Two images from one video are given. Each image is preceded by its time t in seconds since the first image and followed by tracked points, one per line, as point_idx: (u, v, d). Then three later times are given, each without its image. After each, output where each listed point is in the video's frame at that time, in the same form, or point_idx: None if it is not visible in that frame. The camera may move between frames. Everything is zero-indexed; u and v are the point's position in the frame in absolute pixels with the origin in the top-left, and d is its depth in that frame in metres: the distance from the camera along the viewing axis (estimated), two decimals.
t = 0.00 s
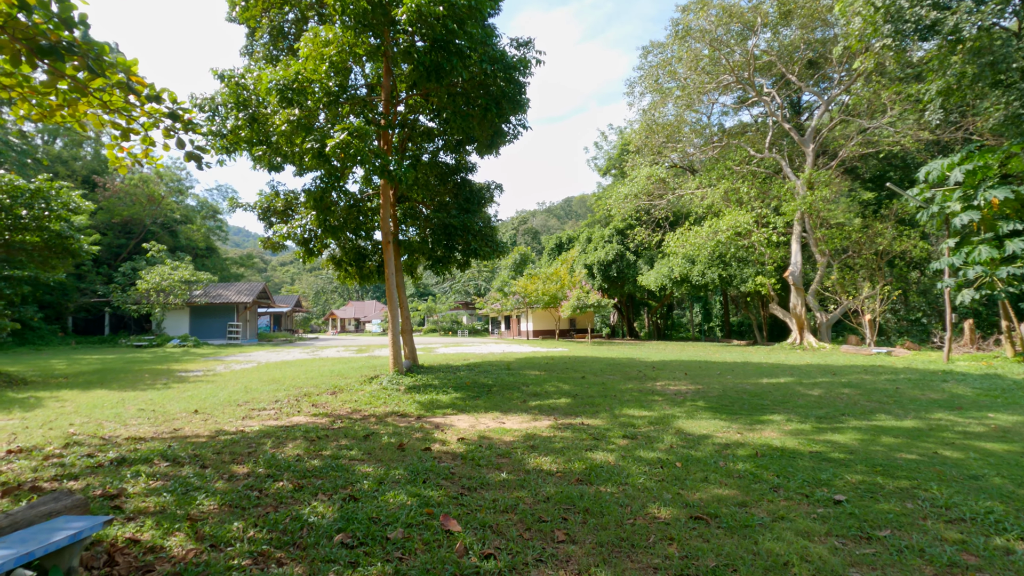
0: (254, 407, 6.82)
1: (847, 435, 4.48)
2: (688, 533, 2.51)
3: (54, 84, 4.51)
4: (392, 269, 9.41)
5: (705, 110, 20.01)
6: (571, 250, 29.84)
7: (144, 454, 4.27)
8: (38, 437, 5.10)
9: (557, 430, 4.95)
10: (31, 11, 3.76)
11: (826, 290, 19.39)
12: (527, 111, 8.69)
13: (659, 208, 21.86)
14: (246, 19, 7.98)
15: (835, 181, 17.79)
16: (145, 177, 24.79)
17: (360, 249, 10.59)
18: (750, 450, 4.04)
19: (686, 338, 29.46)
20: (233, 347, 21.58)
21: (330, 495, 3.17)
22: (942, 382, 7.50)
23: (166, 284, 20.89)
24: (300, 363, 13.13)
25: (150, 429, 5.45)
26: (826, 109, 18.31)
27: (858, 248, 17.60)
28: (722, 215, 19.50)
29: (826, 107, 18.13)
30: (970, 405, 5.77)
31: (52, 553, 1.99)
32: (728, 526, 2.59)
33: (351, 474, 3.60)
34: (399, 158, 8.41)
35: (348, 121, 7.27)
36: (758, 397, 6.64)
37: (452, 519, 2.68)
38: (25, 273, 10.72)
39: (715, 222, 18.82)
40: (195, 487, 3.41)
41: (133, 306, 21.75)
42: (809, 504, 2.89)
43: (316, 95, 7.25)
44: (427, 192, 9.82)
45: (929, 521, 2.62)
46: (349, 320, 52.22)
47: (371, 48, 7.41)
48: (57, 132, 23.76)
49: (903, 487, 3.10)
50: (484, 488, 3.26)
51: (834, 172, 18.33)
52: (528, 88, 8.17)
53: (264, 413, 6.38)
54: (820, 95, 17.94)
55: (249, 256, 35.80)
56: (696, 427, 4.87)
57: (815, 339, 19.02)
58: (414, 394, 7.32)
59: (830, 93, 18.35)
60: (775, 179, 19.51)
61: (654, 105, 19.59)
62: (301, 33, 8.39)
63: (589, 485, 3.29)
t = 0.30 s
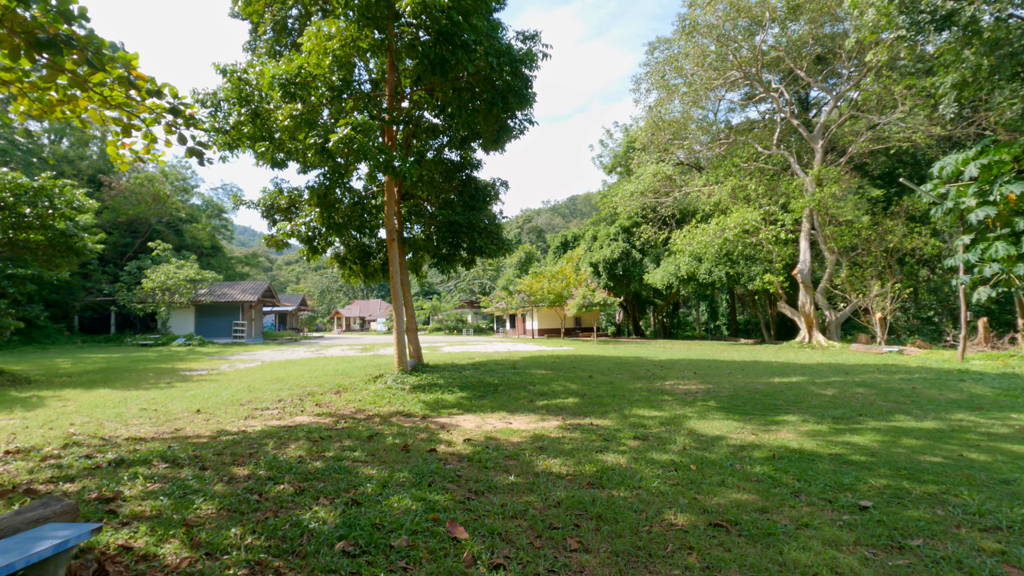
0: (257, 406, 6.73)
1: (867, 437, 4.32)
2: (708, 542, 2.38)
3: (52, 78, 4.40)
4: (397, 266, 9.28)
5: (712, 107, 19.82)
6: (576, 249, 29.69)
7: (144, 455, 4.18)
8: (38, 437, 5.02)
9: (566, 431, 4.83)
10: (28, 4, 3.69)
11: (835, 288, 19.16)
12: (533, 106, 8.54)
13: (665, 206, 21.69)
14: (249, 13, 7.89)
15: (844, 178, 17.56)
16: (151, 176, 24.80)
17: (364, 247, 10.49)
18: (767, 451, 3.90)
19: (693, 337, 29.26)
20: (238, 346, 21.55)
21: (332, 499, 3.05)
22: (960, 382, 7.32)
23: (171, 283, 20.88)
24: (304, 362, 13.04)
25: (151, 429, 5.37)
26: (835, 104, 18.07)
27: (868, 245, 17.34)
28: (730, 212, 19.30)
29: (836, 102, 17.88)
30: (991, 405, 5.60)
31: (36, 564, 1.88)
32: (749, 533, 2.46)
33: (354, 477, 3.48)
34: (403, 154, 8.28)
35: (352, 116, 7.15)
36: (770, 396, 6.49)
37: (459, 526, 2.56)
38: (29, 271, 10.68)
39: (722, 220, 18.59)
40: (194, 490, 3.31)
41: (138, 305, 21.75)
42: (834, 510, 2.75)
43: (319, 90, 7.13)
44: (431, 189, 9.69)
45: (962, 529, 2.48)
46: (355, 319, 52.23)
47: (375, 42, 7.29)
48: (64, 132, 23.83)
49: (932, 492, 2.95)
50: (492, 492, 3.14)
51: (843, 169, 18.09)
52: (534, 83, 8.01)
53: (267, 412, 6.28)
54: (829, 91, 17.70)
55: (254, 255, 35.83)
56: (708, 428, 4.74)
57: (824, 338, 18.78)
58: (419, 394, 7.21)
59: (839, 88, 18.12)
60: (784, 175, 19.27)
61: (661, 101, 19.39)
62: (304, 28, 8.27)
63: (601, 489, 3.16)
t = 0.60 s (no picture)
0: (258, 405, 6.60)
1: (888, 438, 4.15)
2: (728, 552, 2.22)
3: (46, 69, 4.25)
4: (400, 263, 9.11)
5: (719, 103, 19.56)
6: (581, 246, 29.50)
7: (139, 455, 4.06)
8: (33, 436, 4.91)
9: (574, 431, 4.68)
10: None
11: (845, 285, 18.90)
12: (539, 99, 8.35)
13: (672, 203, 21.45)
14: (250, 6, 7.74)
15: (854, 173, 17.29)
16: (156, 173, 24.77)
17: (368, 243, 10.36)
18: (785, 453, 3.73)
19: (699, 335, 29.04)
20: (242, 344, 21.49)
21: (330, 502, 2.92)
22: (978, 381, 7.11)
23: (176, 281, 20.86)
24: (308, 360, 12.93)
25: (149, 428, 5.25)
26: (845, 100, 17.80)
27: (879, 242, 17.06)
28: (738, 209, 19.06)
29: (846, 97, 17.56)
30: (1014, 405, 5.42)
31: None
32: (773, 543, 2.30)
33: (354, 479, 3.34)
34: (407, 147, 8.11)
35: (353, 108, 6.97)
36: (783, 395, 6.31)
37: (462, 535, 2.41)
38: (31, 268, 10.60)
39: (731, 216, 18.33)
40: (187, 492, 3.18)
41: (143, 302, 21.73)
42: (860, 517, 2.59)
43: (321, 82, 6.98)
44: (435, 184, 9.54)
45: (1003, 539, 2.31)
46: (360, 317, 52.24)
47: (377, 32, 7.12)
48: (69, 130, 23.84)
49: (965, 499, 2.77)
50: (498, 496, 2.98)
51: (853, 165, 17.83)
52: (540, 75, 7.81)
53: (267, 411, 6.16)
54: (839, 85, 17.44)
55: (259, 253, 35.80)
56: (721, 428, 4.58)
57: (833, 336, 18.53)
58: (423, 392, 7.08)
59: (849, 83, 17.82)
60: (792, 171, 19.01)
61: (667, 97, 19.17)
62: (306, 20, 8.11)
63: (612, 493, 3.01)
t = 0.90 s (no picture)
0: (263, 405, 6.51)
1: (913, 443, 3.97)
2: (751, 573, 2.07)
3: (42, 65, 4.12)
4: (406, 262, 8.96)
5: (729, 98, 19.30)
6: (590, 244, 29.31)
7: (138, 459, 3.96)
8: (34, 438, 4.84)
9: (584, 435, 4.53)
10: None
11: (859, 283, 18.57)
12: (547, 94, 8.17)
13: (681, 200, 21.20)
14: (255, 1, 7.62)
15: (868, 169, 16.97)
16: (164, 172, 24.83)
17: (374, 241, 10.24)
18: (805, 460, 3.55)
19: (709, 334, 28.78)
20: (251, 343, 21.51)
21: (330, 512, 2.79)
22: (1002, 382, 6.87)
23: (185, 279, 20.91)
24: (315, 359, 12.88)
25: (151, 430, 5.16)
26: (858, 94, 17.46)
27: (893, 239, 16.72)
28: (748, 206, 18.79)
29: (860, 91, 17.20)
30: None
31: None
32: (800, 562, 2.15)
33: (355, 486, 3.22)
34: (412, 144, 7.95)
35: (357, 104, 6.83)
36: (799, 397, 6.12)
37: (467, 550, 2.27)
38: (39, 268, 10.59)
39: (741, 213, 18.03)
40: (183, 500, 3.06)
41: (152, 301, 21.82)
42: (892, 533, 2.42)
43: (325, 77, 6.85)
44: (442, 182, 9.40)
45: None
46: (368, 316, 52.34)
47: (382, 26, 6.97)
48: (79, 129, 23.98)
49: (1004, 512, 2.59)
50: (505, 506, 2.84)
51: (866, 160, 17.49)
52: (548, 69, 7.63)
53: (271, 412, 6.06)
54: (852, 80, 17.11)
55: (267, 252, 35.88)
56: (736, 432, 4.42)
57: (846, 335, 18.23)
58: (429, 393, 6.96)
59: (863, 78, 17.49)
60: (804, 167, 18.69)
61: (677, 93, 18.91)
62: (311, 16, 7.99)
63: (625, 503, 2.86)
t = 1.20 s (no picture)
0: (268, 404, 6.42)
1: (941, 447, 3.78)
2: None
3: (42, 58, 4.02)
4: (414, 259, 8.82)
5: (740, 94, 19.01)
6: (599, 242, 29.11)
7: (138, 458, 3.87)
8: (36, 436, 4.78)
9: (595, 436, 4.39)
10: None
11: (874, 281, 18.24)
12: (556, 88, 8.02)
13: (692, 197, 20.94)
14: None
15: (883, 165, 16.63)
16: (174, 171, 24.91)
17: (381, 239, 10.15)
18: (828, 463, 3.39)
19: (719, 332, 28.51)
20: (260, 341, 21.58)
21: (331, 517, 2.68)
22: None
23: (195, 278, 20.97)
24: (324, 357, 12.84)
25: (154, 429, 5.10)
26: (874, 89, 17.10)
27: (908, 237, 16.38)
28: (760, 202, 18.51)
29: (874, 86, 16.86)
30: None
31: None
32: None
33: (359, 489, 3.10)
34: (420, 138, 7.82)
35: (363, 97, 6.71)
36: (817, 397, 5.94)
37: (473, 559, 2.15)
38: (49, 266, 10.58)
39: (753, 210, 17.71)
40: (181, 502, 2.97)
41: (162, 299, 21.93)
42: (927, 545, 2.26)
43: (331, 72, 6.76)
44: (450, 178, 9.29)
45: None
46: (376, 314, 52.48)
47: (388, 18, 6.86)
48: (90, 128, 24.11)
49: None
50: (514, 512, 2.71)
51: (881, 156, 17.16)
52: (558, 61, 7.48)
53: (276, 411, 5.97)
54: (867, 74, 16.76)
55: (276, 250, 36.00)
56: (754, 434, 4.25)
57: (860, 333, 17.91)
58: (436, 392, 6.84)
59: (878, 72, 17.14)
60: (818, 163, 18.37)
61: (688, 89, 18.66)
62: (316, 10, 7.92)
63: (641, 510, 2.71)
